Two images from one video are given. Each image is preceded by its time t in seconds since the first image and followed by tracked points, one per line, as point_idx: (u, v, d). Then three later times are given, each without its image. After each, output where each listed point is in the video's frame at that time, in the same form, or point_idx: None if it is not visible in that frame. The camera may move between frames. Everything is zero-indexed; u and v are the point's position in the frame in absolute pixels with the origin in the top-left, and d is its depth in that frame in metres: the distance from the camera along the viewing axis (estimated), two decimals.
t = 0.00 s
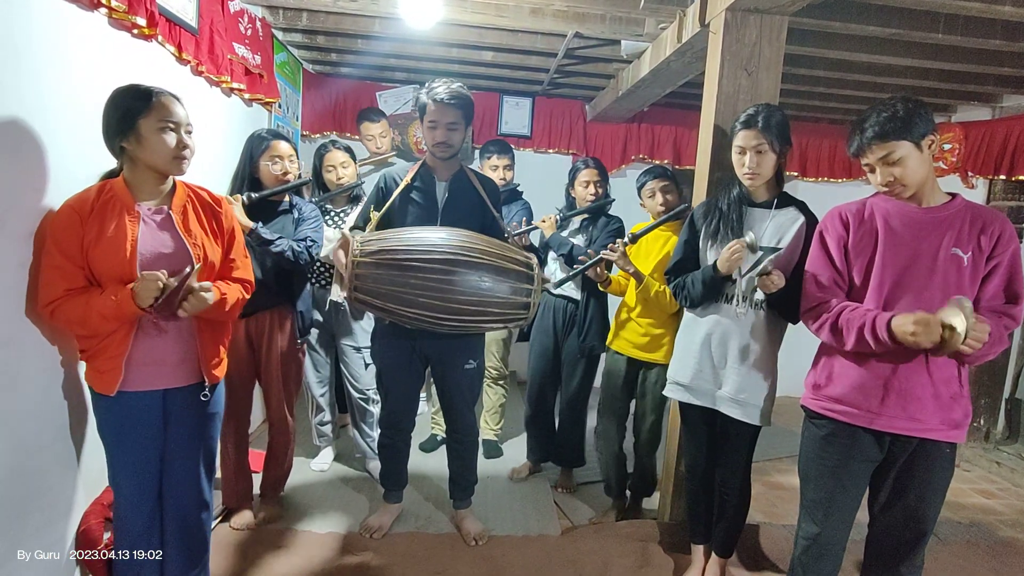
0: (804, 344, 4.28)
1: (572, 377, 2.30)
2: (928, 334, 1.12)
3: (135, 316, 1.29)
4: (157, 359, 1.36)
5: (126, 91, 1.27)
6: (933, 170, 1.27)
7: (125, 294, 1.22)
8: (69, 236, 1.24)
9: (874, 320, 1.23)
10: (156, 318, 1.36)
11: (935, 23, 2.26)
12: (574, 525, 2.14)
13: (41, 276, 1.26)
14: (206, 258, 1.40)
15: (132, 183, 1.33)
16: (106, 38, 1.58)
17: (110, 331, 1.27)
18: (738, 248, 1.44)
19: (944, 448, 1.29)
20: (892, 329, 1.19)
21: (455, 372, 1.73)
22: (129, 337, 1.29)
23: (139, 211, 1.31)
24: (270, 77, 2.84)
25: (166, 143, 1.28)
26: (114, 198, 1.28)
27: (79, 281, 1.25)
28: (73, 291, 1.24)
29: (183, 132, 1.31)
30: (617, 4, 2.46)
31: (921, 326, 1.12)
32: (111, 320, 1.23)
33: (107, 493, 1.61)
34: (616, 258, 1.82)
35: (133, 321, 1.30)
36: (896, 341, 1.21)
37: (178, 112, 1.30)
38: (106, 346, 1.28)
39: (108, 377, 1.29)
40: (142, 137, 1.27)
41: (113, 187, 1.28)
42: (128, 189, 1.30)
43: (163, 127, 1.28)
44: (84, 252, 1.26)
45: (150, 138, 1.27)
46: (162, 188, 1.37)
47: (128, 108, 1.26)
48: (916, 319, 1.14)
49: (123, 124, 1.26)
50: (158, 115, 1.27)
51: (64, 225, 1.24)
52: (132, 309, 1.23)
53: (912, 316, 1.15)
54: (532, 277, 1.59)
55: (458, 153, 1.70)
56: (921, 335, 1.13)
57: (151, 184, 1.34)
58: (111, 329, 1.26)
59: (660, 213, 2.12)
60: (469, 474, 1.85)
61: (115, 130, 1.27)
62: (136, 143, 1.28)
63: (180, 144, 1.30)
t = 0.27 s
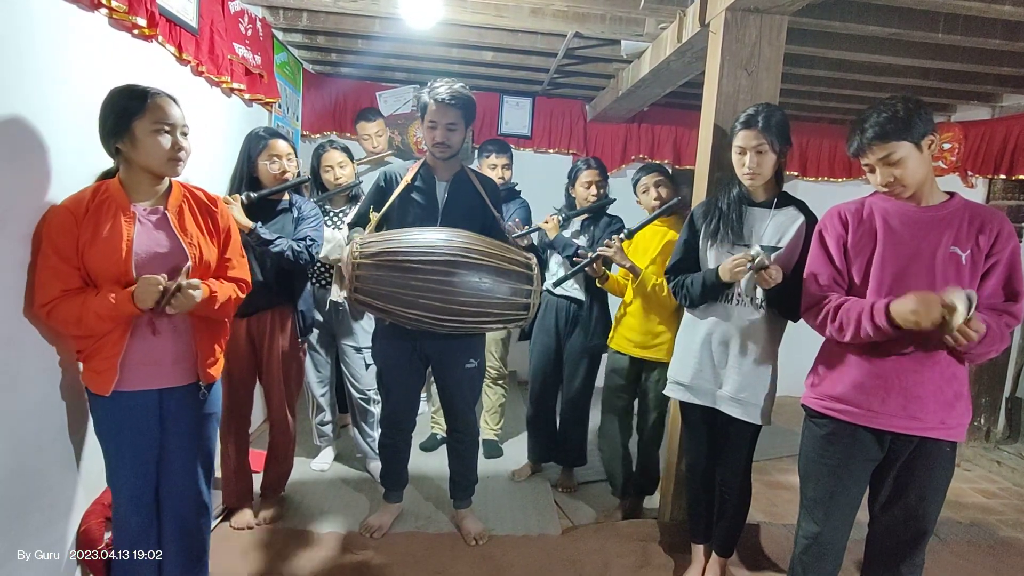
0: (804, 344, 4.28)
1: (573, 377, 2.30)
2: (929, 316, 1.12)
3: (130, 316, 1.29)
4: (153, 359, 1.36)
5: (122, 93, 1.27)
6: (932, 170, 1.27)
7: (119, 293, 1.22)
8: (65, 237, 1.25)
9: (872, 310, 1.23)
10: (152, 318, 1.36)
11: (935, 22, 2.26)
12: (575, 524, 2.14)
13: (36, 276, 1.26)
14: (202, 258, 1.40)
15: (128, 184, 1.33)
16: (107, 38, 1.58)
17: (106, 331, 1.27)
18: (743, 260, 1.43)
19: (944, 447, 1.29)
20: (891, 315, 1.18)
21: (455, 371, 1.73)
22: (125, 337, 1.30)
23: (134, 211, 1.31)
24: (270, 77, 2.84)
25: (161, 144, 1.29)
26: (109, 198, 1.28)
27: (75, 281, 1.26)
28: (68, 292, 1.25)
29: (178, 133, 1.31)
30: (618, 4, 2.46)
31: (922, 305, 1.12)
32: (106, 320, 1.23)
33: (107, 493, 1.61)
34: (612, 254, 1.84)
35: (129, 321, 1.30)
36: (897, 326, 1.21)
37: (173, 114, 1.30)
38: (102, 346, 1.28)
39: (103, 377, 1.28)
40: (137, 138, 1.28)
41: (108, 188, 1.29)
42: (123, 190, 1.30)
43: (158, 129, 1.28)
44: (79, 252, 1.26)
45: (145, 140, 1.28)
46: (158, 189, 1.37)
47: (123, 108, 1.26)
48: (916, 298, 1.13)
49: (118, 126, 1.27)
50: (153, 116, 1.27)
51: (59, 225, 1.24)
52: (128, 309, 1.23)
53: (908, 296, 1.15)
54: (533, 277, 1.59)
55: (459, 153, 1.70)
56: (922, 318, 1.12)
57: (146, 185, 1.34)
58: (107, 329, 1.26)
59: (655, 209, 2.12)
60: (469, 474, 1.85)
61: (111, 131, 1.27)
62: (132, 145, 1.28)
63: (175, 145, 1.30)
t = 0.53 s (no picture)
0: (804, 344, 4.28)
1: (573, 377, 2.30)
2: (921, 293, 1.14)
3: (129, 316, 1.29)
4: (152, 359, 1.36)
5: (121, 93, 1.27)
6: (928, 171, 1.27)
7: (117, 294, 1.22)
8: (63, 237, 1.25)
9: (870, 301, 1.24)
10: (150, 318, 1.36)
11: (935, 22, 2.26)
12: (575, 524, 2.14)
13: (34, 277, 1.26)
14: (200, 258, 1.40)
15: (125, 183, 1.34)
16: (107, 39, 1.58)
17: (104, 331, 1.27)
18: (740, 261, 1.43)
19: (945, 447, 1.29)
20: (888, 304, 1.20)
21: (456, 371, 1.73)
22: (123, 338, 1.30)
23: (132, 211, 1.31)
24: (270, 77, 2.85)
25: (158, 144, 1.28)
26: (106, 198, 1.28)
27: (73, 282, 1.26)
28: (66, 292, 1.25)
29: (176, 133, 1.31)
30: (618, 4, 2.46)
31: (912, 286, 1.15)
32: (104, 320, 1.23)
33: (108, 493, 1.61)
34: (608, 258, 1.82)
35: (127, 321, 1.30)
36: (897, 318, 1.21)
37: (172, 114, 1.30)
38: (100, 346, 1.28)
39: (103, 377, 1.29)
40: (133, 137, 1.28)
41: (105, 188, 1.29)
42: (120, 190, 1.31)
43: (155, 129, 1.28)
44: (77, 252, 1.26)
45: (142, 139, 1.27)
46: (156, 189, 1.37)
47: (121, 108, 1.26)
48: (907, 283, 1.16)
49: (116, 125, 1.27)
50: (151, 116, 1.27)
51: (58, 225, 1.25)
52: (125, 309, 1.23)
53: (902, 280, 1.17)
54: (535, 277, 1.59)
55: (458, 154, 1.70)
56: (915, 295, 1.15)
57: (144, 185, 1.35)
58: (105, 329, 1.26)
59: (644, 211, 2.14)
60: (469, 474, 1.85)
61: (109, 131, 1.27)
62: (129, 144, 1.28)
63: (172, 145, 1.30)
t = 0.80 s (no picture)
0: (804, 344, 4.28)
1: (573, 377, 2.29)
2: (914, 283, 1.09)
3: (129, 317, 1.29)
4: (153, 359, 1.36)
5: (121, 93, 1.27)
6: (928, 171, 1.27)
7: (115, 294, 1.22)
8: (63, 237, 1.25)
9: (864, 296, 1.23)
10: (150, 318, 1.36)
11: (935, 22, 2.27)
12: (575, 524, 2.13)
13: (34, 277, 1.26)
14: (201, 258, 1.41)
15: (125, 183, 1.33)
16: (107, 39, 1.58)
17: (105, 332, 1.27)
18: (734, 246, 1.41)
19: (946, 446, 1.29)
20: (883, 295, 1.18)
21: (456, 371, 1.73)
22: (124, 338, 1.29)
23: (132, 211, 1.31)
24: (270, 78, 2.85)
25: (158, 144, 1.28)
26: (106, 198, 1.28)
27: (73, 282, 1.26)
28: (66, 293, 1.24)
29: (176, 133, 1.31)
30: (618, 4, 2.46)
31: (905, 275, 1.09)
32: (104, 321, 1.23)
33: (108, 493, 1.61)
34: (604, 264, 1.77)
35: (128, 322, 1.29)
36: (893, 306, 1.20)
37: (173, 115, 1.30)
38: (101, 347, 1.28)
39: (104, 377, 1.28)
40: (133, 137, 1.27)
41: (105, 188, 1.29)
42: (120, 190, 1.30)
43: (155, 129, 1.28)
44: (77, 252, 1.26)
45: (141, 139, 1.27)
46: (156, 189, 1.37)
47: (122, 108, 1.26)
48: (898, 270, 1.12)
49: (116, 125, 1.27)
50: (151, 116, 1.27)
51: (58, 225, 1.25)
52: (125, 310, 1.22)
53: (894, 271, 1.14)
54: (536, 276, 1.58)
55: (457, 154, 1.70)
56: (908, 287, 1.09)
57: (143, 185, 1.35)
58: (106, 330, 1.26)
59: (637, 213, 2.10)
60: (470, 474, 1.85)
61: (109, 130, 1.27)
62: (129, 144, 1.28)
63: (173, 145, 1.30)
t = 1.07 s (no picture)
0: (805, 345, 4.27)
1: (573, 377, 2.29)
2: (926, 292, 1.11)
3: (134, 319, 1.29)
4: (157, 360, 1.36)
5: (127, 93, 1.27)
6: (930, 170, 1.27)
7: (121, 298, 1.22)
8: (66, 238, 1.24)
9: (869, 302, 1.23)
10: (154, 318, 1.36)
11: (936, 22, 2.26)
12: (575, 525, 2.13)
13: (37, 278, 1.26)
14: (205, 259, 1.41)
15: (127, 184, 1.33)
16: (106, 40, 1.58)
17: (109, 334, 1.27)
18: (749, 257, 1.40)
19: (946, 447, 1.28)
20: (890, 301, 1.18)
21: (455, 372, 1.73)
22: (129, 340, 1.29)
23: (135, 212, 1.30)
24: (270, 79, 2.84)
25: (162, 146, 1.28)
26: (109, 198, 1.27)
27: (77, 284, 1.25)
28: (70, 294, 1.24)
29: (181, 136, 1.30)
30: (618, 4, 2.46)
31: (919, 287, 1.12)
32: (109, 324, 1.23)
33: (109, 494, 1.61)
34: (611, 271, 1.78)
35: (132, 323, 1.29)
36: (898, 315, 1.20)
37: (178, 117, 1.30)
38: (106, 348, 1.28)
39: (109, 380, 1.29)
40: (138, 139, 1.27)
41: (108, 188, 1.28)
42: (123, 190, 1.30)
43: (160, 131, 1.27)
44: (81, 253, 1.25)
45: (146, 140, 1.27)
46: (158, 190, 1.37)
47: (127, 108, 1.26)
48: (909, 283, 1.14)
49: (121, 126, 1.26)
50: (157, 118, 1.27)
51: (60, 226, 1.24)
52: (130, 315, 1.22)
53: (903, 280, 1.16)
54: (535, 277, 1.58)
55: (457, 154, 1.70)
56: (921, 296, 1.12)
57: (145, 185, 1.34)
58: (110, 332, 1.26)
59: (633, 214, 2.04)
60: (470, 475, 1.84)
61: (113, 131, 1.27)
62: (133, 145, 1.28)
63: (177, 148, 1.30)
